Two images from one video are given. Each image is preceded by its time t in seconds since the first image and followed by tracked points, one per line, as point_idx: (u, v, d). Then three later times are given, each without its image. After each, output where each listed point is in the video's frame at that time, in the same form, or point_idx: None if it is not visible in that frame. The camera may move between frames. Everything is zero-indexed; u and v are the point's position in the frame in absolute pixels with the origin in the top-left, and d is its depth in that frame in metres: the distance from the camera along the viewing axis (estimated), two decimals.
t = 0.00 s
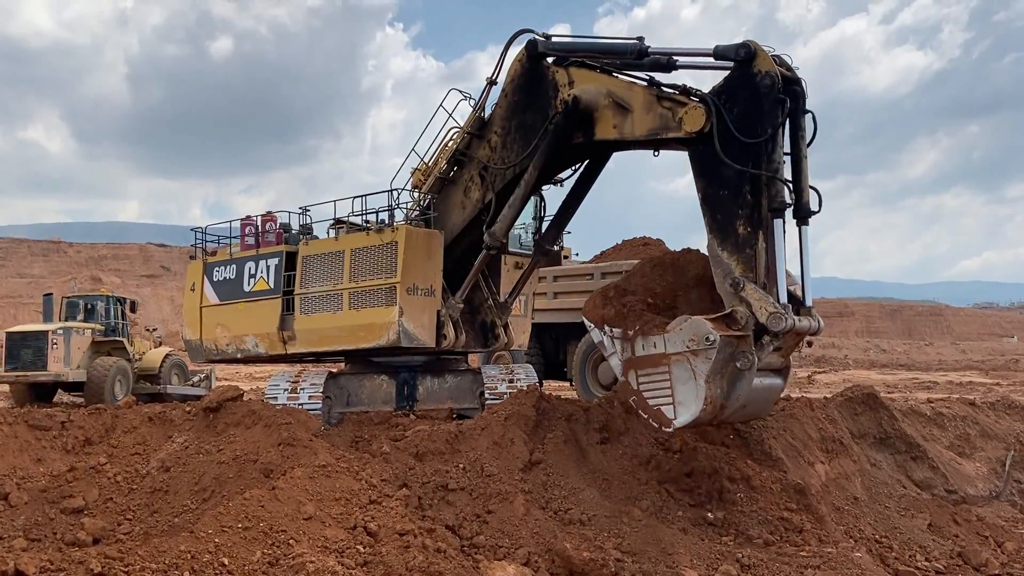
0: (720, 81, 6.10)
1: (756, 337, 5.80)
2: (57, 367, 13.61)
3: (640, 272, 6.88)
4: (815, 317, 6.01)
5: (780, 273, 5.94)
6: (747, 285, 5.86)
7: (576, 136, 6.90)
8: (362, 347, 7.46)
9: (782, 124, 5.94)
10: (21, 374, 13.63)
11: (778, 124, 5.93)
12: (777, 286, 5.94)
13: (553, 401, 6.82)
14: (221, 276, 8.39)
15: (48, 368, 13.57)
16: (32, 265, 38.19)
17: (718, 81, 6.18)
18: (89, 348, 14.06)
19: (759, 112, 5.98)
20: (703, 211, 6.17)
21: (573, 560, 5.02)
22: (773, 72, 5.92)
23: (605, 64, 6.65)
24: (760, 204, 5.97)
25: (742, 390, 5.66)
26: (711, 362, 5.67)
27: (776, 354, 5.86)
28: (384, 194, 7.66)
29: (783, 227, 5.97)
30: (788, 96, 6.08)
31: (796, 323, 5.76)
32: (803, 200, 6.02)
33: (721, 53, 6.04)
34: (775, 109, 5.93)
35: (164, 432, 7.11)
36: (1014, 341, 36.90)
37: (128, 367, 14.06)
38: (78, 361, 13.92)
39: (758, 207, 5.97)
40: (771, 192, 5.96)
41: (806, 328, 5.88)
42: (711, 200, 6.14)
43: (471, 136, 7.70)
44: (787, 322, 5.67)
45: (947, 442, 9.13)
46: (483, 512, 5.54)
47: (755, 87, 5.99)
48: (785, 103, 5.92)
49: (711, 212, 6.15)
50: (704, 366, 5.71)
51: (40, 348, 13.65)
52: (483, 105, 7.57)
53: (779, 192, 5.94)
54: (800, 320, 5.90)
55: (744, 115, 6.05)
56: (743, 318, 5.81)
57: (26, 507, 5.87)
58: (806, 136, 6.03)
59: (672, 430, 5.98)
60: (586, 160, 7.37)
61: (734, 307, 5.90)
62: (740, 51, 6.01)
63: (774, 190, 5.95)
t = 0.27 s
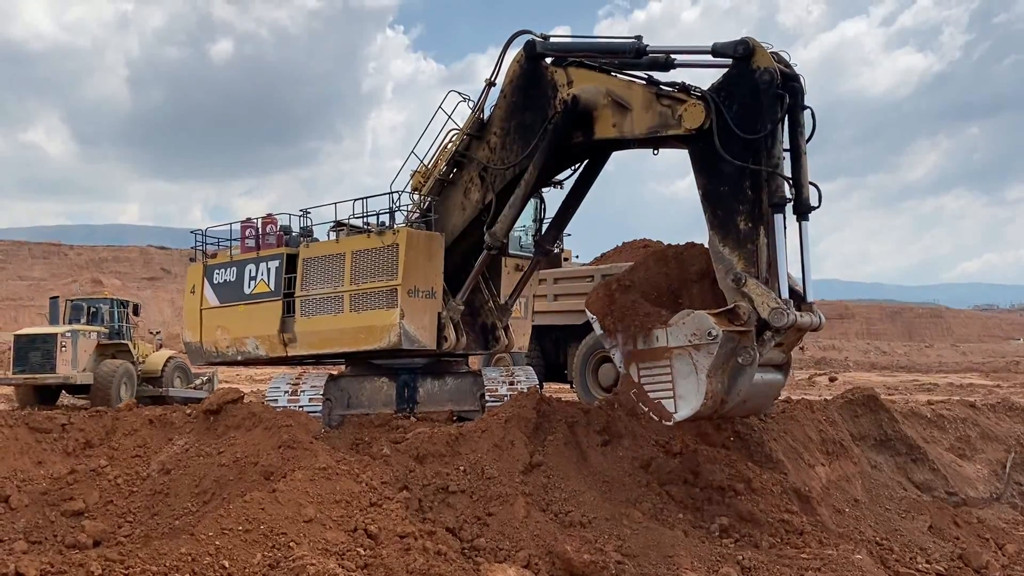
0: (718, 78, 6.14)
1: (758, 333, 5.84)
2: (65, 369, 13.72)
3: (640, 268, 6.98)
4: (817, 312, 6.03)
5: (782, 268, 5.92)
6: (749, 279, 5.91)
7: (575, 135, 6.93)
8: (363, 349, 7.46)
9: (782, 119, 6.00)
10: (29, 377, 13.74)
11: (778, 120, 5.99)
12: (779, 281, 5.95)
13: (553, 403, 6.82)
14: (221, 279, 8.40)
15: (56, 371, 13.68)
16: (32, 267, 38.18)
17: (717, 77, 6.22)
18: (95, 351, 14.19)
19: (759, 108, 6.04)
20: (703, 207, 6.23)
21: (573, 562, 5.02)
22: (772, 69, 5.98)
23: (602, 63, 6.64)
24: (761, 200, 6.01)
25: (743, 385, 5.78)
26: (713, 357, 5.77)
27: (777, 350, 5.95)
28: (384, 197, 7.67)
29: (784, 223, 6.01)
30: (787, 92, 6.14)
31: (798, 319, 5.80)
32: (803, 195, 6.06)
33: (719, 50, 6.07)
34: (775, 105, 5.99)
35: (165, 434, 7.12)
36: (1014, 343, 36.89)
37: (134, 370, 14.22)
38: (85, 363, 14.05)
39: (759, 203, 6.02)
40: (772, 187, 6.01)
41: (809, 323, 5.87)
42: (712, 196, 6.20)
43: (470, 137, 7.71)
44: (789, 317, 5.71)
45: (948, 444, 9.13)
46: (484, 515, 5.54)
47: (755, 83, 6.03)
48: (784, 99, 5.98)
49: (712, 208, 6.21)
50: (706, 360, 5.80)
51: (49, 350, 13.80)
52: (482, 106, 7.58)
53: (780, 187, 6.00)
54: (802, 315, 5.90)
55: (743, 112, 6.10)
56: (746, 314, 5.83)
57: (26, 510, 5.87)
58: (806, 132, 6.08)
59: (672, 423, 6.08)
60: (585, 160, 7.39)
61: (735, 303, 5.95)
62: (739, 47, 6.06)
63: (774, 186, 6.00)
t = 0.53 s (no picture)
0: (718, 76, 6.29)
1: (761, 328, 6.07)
2: (69, 372, 13.71)
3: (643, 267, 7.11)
4: (817, 308, 6.22)
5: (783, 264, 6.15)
6: (751, 276, 6.12)
7: (575, 135, 6.95)
8: (365, 352, 7.46)
9: (782, 115, 6.17)
10: (35, 378, 13.80)
11: (778, 115, 6.15)
12: (780, 276, 6.18)
13: (554, 406, 6.82)
14: (221, 282, 8.40)
15: (60, 373, 13.70)
16: (32, 270, 38.16)
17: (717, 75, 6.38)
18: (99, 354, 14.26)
19: (758, 104, 6.21)
20: (705, 203, 6.40)
21: (574, 565, 5.02)
22: (771, 65, 6.13)
23: (603, 64, 6.77)
24: (762, 196, 6.21)
25: (744, 380, 6.03)
26: (714, 353, 6.06)
27: (778, 346, 6.15)
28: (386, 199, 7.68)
29: (784, 218, 6.19)
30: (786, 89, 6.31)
31: (800, 315, 6.00)
32: (803, 192, 6.35)
33: (719, 48, 6.23)
34: (774, 100, 6.15)
35: (165, 438, 7.11)
36: (1015, 346, 36.86)
37: (137, 372, 14.31)
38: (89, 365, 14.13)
39: (760, 199, 6.22)
40: (772, 182, 6.17)
41: (809, 320, 6.09)
42: (713, 192, 6.38)
43: (469, 139, 7.72)
44: (791, 314, 5.91)
45: (949, 446, 9.12)
46: (484, 518, 5.53)
47: (755, 80, 6.19)
48: (784, 95, 6.14)
49: (713, 204, 6.39)
50: (707, 356, 6.10)
51: (52, 352, 13.78)
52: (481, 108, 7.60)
53: (780, 182, 6.16)
54: (803, 312, 6.11)
55: (743, 108, 6.27)
56: (749, 309, 6.05)
57: (27, 513, 5.86)
58: (804, 128, 6.32)
59: (672, 416, 6.44)
60: (585, 160, 7.41)
61: (738, 298, 6.15)
62: (738, 45, 6.21)
63: (775, 181, 6.16)
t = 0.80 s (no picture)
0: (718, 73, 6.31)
1: (763, 324, 6.18)
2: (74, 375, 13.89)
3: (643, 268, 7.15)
4: (818, 304, 6.34)
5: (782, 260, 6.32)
6: (753, 272, 6.19)
7: (575, 136, 6.96)
8: (366, 354, 7.46)
9: (781, 112, 6.26)
10: (39, 381, 13.92)
11: (777, 112, 6.24)
12: (781, 271, 6.30)
13: (555, 410, 6.81)
14: (222, 284, 8.40)
15: (65, 376, 13.85)
16: (33, 273, 38.21)
17: (716, 73, 6.39)
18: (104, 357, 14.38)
19: (758, 101, 6.27)
20: (706, 200, 6.45)
21: (574, 568, 5.02)
22: (771, 62, 6.20)
23: (602, 63, 6.81)
24: (763, 192, 6.27)
25: (745, 376, 6.12)
26: (716, 347, 6.14)
27: (779, 341, 6.23)
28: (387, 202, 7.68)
29: (784, 214, 6.32)
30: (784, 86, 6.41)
31: (802, 311, 6.09)
32: (803, 187, 6.43)
33: (719, 46, 6.25)
34: (774, 97, 6.23)
35: (166, 441, 7.11)
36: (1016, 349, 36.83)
37: (141, 376, 14.43)
38: (94, 369, 14.25)
39: (761, 195, 6.28)
40: (772, 178, 6.28)
41: (810, 316, 6.16)
42: (714, 189, 6.43)
43: (469, 141, 7.74)
44: (793, 310, 6.03)
45: (951, 449, 9.11)
46: (485, 521, 5.53)
47: (754, 77, 6.24)
48: (783, 92, 6.23)
49: (714, 201, 6.45)
50: (709, 350, 6.18)
51: (58, 355, 13.95)
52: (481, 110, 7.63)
53: (779, 178, 6.28)
54: (805, 308, 6.21)
55: (743, 105, 6.32)
56: (751, 305, 6.17)
57: (27, 516, 5.86)
58: (802, 124, 6.40)
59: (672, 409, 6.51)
60: (585, 161, 7.42)
61: (739, 293, 6.27)
62: (737, 42, 6.25)
63: (775, 176, 6.27)
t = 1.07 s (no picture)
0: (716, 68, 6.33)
1: (766, 317, 6.09)
2: (79, 379, 13.92)
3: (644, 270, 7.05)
4: (822, 297, 6.26)
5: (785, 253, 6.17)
6: (756, 265, 6.14)
7: (575, 135, 7.03)
8: (367, 357, 7.46)
9: (780, 105, 6.23)
10: (45, 386, 13.97)
11: (776, 106, 6.22)
12: (784, 264, 6.21)
13: (556, 413, 6.81)
14: (223, 288, 8.40)
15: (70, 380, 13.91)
16: (34, 276, 38.24)
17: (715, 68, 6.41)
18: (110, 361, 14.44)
19: (756, 95, 6.25)
20: (707, 194, 6.45)
21: (575, 571, 5.02)
22: (768, 56, 6.19)
23: (601, 63, 6.85)
24: (763, 185, 6.25)
25: (749, 369, 6.00)
26: (720, 340, 6.01)
27: (783, 335, 6.15)
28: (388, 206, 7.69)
29: (786, 207, 6.25)
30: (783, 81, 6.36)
31: (803, 304, 6.02)
32: (804, 181, 6.37)
33: (715, 42, 6.30)
34: (772, 91, 6.21)
35: (166, 444, 7.12)
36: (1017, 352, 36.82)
37: (146, 379, 14.49)
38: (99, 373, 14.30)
39: (762, 188, 6.25)
40: (772, 171, 6.24)
41: (814, 310, 6.08)
42: (715, 183, 6.42)
43: (468, 143, 7.76)
44: (797, 302, 5.95)
45: (952, 452, 9.10)
46: (486, 524, 5.52)
47: (752, 71, 6.24)
48: (781, 85, 6.21)
49: (716, 196, 6.44)
50: (714, 344, 6.04)
51: (63, 358, 13.95)
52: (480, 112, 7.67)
53: (780, 171, 6.23)
54: (809, 301, 6.13)
55: (742, 100, 6.31)
56: (755, 298, 6.09)
57: (28, 519, 5.85)
58: (801, 118, 6.37)
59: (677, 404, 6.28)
60: (584, 162, 7.44)
61: (743, 287, 6.18)
62: (734, 38, 6.26)
63: (775, 169, 6.23)
